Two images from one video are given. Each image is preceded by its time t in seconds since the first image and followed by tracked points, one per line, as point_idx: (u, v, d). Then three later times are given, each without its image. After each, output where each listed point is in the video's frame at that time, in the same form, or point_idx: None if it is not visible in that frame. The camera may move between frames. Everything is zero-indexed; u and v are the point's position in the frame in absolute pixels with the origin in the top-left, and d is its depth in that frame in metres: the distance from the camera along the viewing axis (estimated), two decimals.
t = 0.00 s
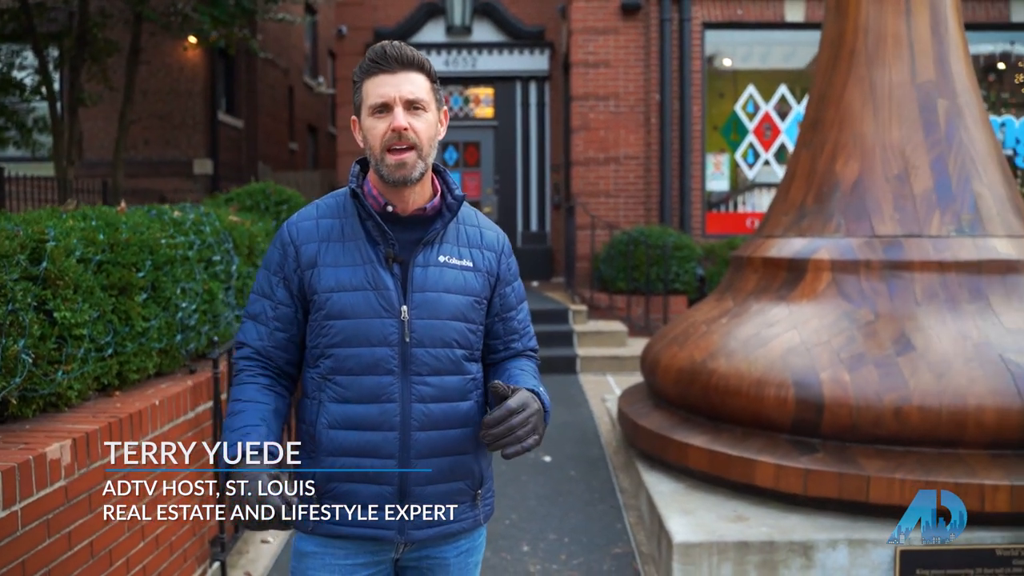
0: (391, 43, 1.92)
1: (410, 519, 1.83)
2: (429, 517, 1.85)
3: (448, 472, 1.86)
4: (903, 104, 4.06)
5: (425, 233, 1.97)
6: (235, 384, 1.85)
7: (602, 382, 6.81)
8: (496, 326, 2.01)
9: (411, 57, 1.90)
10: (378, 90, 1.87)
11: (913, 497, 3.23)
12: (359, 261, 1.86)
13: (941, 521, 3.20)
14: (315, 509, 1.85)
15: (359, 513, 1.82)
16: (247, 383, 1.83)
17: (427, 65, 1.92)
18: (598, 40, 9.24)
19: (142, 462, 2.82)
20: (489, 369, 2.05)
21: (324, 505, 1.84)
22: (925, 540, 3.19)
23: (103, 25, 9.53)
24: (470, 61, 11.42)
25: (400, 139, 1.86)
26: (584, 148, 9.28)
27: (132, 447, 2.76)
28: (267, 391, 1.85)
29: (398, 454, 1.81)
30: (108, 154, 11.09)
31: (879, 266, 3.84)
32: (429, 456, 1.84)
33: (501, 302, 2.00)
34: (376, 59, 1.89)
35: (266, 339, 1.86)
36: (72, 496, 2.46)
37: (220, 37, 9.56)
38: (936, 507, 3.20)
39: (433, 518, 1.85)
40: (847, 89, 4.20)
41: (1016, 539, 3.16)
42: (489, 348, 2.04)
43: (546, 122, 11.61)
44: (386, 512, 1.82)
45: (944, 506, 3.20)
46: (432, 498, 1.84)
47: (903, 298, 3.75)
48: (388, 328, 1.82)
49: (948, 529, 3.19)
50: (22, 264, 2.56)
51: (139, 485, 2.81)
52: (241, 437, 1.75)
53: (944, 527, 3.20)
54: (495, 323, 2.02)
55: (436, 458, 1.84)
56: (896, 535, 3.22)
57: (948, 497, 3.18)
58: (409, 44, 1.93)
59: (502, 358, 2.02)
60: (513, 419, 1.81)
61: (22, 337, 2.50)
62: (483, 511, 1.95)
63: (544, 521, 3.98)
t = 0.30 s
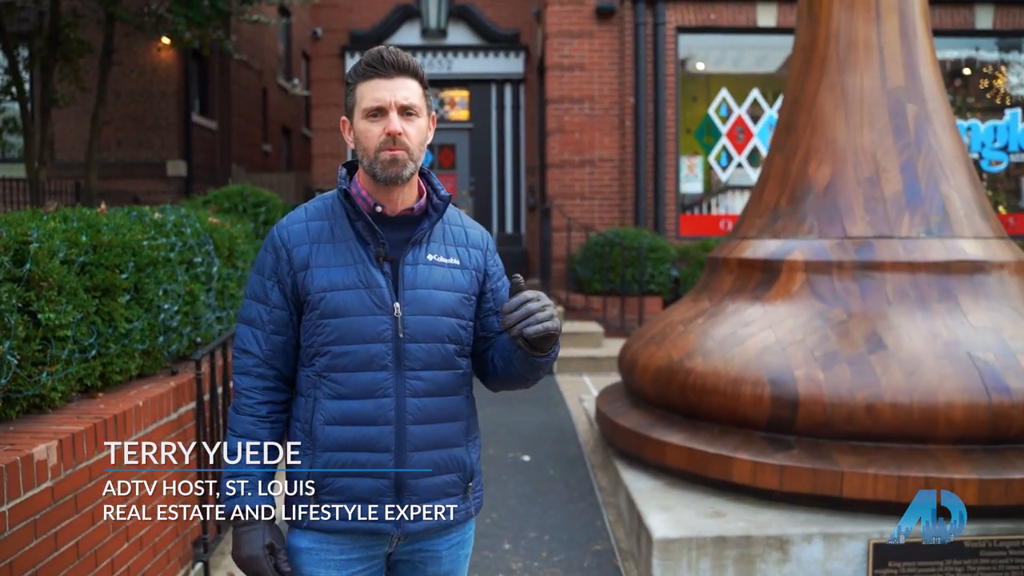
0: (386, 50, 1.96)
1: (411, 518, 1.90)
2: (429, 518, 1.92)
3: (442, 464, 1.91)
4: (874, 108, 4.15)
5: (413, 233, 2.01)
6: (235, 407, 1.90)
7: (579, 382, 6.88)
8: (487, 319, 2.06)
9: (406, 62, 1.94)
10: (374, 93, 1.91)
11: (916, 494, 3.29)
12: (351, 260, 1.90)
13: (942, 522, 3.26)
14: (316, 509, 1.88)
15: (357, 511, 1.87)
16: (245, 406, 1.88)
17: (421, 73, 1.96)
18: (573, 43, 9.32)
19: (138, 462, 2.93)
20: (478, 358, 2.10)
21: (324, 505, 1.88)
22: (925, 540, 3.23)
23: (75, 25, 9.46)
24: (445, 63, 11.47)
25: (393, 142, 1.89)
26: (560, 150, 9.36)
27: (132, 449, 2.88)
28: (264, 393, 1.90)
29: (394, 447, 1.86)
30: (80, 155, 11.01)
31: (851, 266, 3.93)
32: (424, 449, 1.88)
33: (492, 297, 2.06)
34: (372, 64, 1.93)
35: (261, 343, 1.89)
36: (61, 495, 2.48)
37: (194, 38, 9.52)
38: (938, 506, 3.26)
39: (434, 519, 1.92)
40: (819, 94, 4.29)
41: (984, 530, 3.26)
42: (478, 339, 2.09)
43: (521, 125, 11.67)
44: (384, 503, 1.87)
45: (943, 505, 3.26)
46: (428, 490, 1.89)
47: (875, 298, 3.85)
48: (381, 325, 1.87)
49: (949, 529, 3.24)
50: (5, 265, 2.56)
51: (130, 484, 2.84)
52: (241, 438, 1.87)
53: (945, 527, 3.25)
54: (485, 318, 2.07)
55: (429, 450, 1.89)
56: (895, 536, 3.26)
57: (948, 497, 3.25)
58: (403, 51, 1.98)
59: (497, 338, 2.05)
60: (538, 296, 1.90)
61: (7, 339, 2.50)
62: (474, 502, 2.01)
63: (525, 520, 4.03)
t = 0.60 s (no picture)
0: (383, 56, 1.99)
1: (411, 518, 1.94)
2: (429, 518, 1.97)
3: (437, 455, 1.96)
4: (858, 111, 4.22)
5: (407, 232, 2.06)
6: (230, 402, 1.93)
7: (569, 382, 6.93)
8: (480, 315, 2.11)
9: (403, 71, 1.98)
10: (372, 100, 1.95)
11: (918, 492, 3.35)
12: (347, 259, 1.95)
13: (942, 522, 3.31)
14: (315, 510, 1.92)
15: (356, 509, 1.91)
16: (240, 399, 1.92)
17: (418, 80, 2.00)
18: (561, 46, 9.39)
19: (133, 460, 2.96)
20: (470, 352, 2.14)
21: (324, 505, 1.92)
22: (925, 540, 3.27)
23: (63, 26, 9.46)
24: (433, 64, 11.52)
25: (390, 149, 1.94)
26: (549, 151, 9.43)
27: (132, 449, 2.94)
28: (260, 388, 1.94)
29: (390, 440, 1.91)
30: (68, 156, 11.00)
31: (836, 265, 4.00)
32: (419, 442, 1.93)
33: (484, 294, 2.11)
34: (370, 70, 1.97)
35: (259, 340, 1.93)
36: (59, 492, 2.51)
37: (183, 40, 9.52)
38: (936, 507, 3.33)
39: (433, 518, 1.97)
40: (805, 97, 4.36)
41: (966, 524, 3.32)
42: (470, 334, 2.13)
43: (510, 126, 11.72)
44: (381, 495, 1.91)
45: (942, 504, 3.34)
46: (423, 482, 1.94)
47: (860, 296, 3.92)
48: (377, 321, 1.91)
49: (949, 529, 3.30)
50: (3, 265, 2.59)
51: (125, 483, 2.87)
52: (234, 432, 1.90)
53: (945, 527, 3.30)
54: (478, 313, 2.12)
55: (424, 443, 1.94)
56: (896, 536, 3.30)
57: (948, 497, 3.32)
58: (400, 58, 2.01)
59: (489, 330, 2.09)
60: (524, 267, 1.91)
61: (5, 337, 2.53)
62: (468, 494, 2.04)
63: (516, 516, 4.08)
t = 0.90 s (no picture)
0: (387, 59, 2.02)
1: (411, 517, 2.01)
2: (429, 517, 2.03)
3: (428, 449, 1.99)
4: (852, 109, 4.26)
5: (400, 231, 2.09)
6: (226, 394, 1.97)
7: (566, 379, 6.98)
8: (470, 313, 2.15)
9: (405, 74, 2.02)
10: (374, 102, 1.98)
11: (918, 489, 3.37)
12: (341, 256, 1.98)
13: (942, 523, 3.35)
14: (316, 510, 1.98)
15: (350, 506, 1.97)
16: (236, 390, 1.95)
17: (418, 84, 2.04)
18: (559, 44, 9.42)
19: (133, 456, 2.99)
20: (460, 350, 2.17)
21: (325, 506, 1.97)
22: (925, 540, 3.34)
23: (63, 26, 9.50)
24: (432, 64, 11.57)
25: (389, 151, 1.98)
26: (547, 150, 9.47)
27: (133, 449, 2.97)
28: (256, 381, 1.97)
29: (383, 434, 1.94)
30: (68, 156, 11.04)
31: (829, 263, 4.03)
32: (411, 436, 1.97)
33: (474, 292, 2.15)
34: (373, 72, 2.00)
35: (256, 334, 1.97)
36: (61, 489, 2.54)
37: (182, 39, 9.56)
38: (937, 508, 3.37)
39: (434, 518, 2.04)
40: (799, 95, 4.39)
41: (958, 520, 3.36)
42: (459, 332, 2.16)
43: (508, 124, 11.76)
44: (373, 488, 1.96)
45: (943, 505, 3.37)
46: (414, 477, 1.98)
47: (853, 293, 3.95)
48: (371, 318, 1.95)
49: (948, 529, 3.35)
50: (5, 263, 2.62)
51: (120, 483, 2.89)
52: (230, 423, 1.94)
53: (945, 527, 3.35)
54: (467, 312, 2.15)
55: (416, 436, 1.98)
56: (896, 536, 3.36)
57: (948, 498, 3.36)
58: (400, 62, 2.05)
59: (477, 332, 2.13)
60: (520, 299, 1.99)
61: (7, 335, 2.56)
62: (459, 487, 2.08)
63: (512, 512, 4.12)
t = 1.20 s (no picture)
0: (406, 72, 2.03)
1: (410, 517, 2.08)
2: (429, 517, 2.11)
3: (414, 450, 2.04)
4: (845, 111, 4.27)
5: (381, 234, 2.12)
6: (210, 399, 1.97)
7: (564, 381, 7.00)
8: (452, 314, 2.22)
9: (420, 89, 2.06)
10: (406, 116, 1.99)
11: (919, 491, 3.38)
12: (324, 261, 2.00)
13: (943, 522, 3.35)
14: (315, 510, 2.00)
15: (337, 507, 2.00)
16: (221, 397, 1.96)
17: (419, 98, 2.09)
18: (557, 47, 9.44)
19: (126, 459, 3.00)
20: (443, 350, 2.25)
21: (324, 506, 2.00)
22: (925, 540, 3.34)
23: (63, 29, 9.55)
24: (431, 66, 11.61)
25: (413, 166, 2.03)
26: (545, 152, 9.49)
27: (129, 450, 3.00)
28: (240, 387, 1.98)
29: (370, 437, 1.98)
30: (68, 158, 11.09)
31: (823, 265, 4.04)
32: (398, 438, 2.01)
33: (455, 292, 2.21)
34: (401, 85, 2.00)
35: (239, 340, 1.97)
36: (53, 488, 2.56)
37: (181, 42, 9.59)
38: (937, 508, 3.37)
39: (432, 517, 2.11)
40: (793, 98, 4.40)
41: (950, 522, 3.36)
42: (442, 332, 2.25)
43: (507, 127, 11.78)
44: (360, 489, 1.99)
45: (942, 505, 3.37)
46: (400, 476, 2.02)
47: (846, 296, 3.96)
48: (356, 322, 1.98)
49: (948, 529, 3.35)
50: None
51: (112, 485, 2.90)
52: (216, 430, 1.95)
53: (945, 527, 3.35)
54: (448, 313, 2.23)
55: (403, 439, 2.02)
56: (896, 536, 3.34)
57: (947, 498, 3.36)
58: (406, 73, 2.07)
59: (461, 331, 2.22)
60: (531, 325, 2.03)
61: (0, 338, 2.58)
62: (442, 483, 2.13)
63: (506, 513, 4.13)
